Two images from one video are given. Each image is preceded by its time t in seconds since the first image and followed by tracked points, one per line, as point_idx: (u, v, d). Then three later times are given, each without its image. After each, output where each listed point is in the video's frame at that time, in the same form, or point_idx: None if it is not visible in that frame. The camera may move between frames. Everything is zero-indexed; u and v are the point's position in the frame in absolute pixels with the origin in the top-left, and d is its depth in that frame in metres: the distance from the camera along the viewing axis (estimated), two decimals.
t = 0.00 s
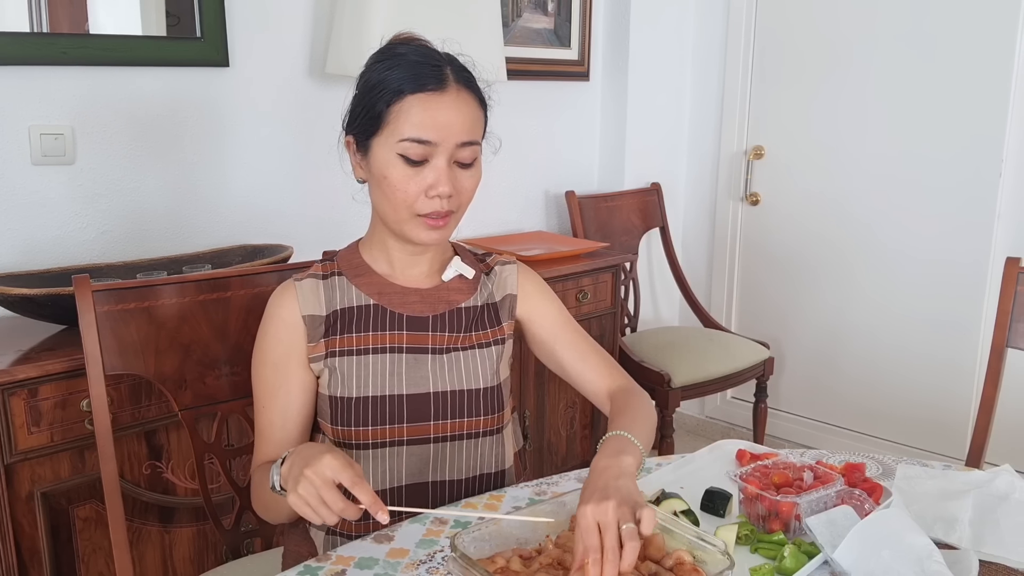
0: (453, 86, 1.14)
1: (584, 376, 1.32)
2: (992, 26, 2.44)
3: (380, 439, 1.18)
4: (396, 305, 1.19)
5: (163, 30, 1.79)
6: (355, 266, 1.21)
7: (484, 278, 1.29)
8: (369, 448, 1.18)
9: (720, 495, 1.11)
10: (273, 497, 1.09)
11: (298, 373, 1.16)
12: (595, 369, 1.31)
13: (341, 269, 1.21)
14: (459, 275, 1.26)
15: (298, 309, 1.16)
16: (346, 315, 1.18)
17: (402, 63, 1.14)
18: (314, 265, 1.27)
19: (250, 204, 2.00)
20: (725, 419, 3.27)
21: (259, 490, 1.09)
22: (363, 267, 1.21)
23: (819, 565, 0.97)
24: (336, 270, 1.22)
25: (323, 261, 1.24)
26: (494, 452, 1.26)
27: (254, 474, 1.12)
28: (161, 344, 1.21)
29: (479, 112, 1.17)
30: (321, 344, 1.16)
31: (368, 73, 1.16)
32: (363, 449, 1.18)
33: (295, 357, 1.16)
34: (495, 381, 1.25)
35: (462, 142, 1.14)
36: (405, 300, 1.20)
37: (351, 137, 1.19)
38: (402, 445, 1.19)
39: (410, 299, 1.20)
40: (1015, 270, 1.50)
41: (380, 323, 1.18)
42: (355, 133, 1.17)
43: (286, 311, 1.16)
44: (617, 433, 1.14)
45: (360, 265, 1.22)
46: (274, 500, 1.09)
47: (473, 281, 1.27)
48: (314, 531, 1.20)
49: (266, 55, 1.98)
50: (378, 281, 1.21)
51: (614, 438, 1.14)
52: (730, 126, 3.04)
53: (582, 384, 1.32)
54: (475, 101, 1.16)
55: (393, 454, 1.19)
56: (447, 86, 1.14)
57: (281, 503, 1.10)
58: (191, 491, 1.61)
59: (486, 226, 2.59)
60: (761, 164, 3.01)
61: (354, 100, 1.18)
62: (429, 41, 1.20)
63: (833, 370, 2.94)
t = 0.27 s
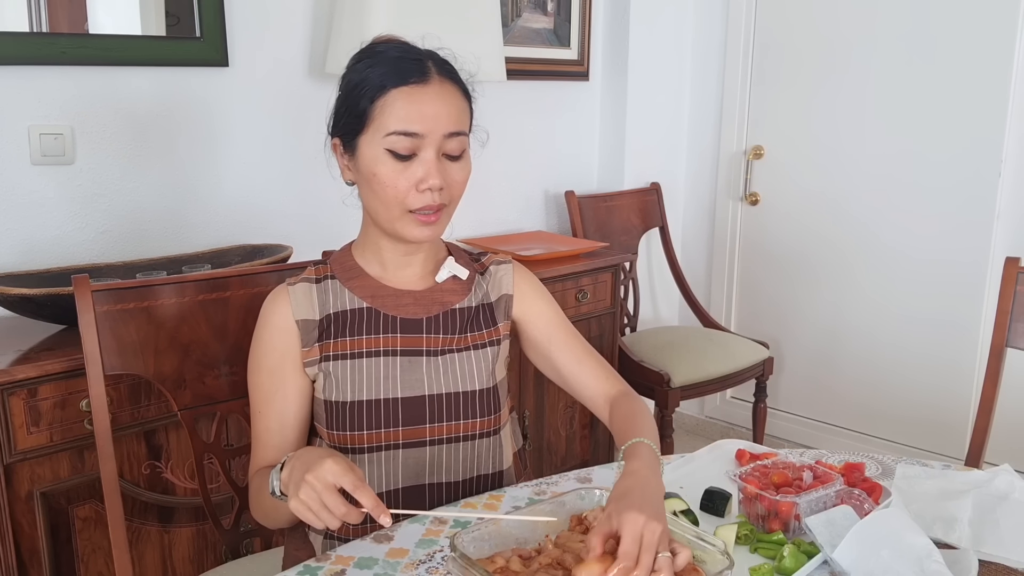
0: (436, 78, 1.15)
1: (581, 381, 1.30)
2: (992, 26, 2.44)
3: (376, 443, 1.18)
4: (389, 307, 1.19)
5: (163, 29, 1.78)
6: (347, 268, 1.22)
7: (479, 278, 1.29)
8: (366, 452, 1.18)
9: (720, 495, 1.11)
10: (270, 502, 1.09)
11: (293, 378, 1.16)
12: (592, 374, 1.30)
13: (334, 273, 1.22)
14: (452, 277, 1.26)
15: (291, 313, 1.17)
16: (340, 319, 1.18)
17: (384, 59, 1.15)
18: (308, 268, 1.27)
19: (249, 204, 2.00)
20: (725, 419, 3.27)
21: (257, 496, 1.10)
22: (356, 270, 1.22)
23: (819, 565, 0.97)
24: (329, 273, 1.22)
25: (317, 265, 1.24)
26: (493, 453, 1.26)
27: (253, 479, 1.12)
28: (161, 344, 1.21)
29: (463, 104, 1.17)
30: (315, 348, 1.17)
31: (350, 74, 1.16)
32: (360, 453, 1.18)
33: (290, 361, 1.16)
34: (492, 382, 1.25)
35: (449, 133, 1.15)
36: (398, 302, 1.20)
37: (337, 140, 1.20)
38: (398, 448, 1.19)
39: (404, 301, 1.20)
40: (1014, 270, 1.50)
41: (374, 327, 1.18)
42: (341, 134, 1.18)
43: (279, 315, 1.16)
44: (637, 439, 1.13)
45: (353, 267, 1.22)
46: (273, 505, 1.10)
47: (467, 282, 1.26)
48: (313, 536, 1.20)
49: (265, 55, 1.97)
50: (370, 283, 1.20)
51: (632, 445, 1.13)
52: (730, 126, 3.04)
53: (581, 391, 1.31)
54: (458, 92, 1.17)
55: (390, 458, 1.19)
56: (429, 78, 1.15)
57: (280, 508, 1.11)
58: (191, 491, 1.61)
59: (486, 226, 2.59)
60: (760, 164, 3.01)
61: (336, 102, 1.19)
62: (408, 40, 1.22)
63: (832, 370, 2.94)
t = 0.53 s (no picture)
0: (418, 75, 1.15)
1: (573, 383, 1.31)
2: (991, 26, 2.44)
3: (373, 447, 1.18)
4: (384, 310, 1.19)
5: (162, 29, 1.78)
6: (339, 271, 1.21)
7: (472, 278, 1.29)
8: (364, 456, 1.18)
9: (719, 495, 1.11)
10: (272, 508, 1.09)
11: (288, 384, 1.16)
12: (585, 376, 1.31)
13: (326, 277, 1.21)
14: (445, 277, 1.26)
15: (283, 318, 1.16)
16: (333, 324, 1.18)
17: (364, 59, 1.15)
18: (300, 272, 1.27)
19: (249, 204, 2.00)
20: (724, 419, 3.27)
21: (259, 503, 1.10)
22: (349, 273, 1.21)
23: (818, 565, 0.97)
24: (320, 277, 1.21)
25: (308, 269, 1.23)
26: (490, 453, 1.26)
27: (252, 485, 1.12)
28: (160, 344, 1.21)
29: (447, 101, 1.17)
30: (309, 353, 1.16)
31: (330, 76, 1.16)
32: (358, 458, 1.18)
33: (284, 367, 1.15)
34: (488, 382, 1.25)
35: (435, 131, 1.14)
36: (393, 305, 1.20)
37: (322, 144, 1.20)
38: (395, 452, 1.19)
39: (398, 304, 1.20)
40: (1013, 270, 1.50)
41: (368, 331, 1.18)
42: (326, 138, 1.18)
43: (271, 321, 1.15)
44: (643, 432, 1.18)
45: (345, 270, 1.21)
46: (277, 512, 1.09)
47: (459, 282, 1.26)
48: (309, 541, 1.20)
49: (264, 55, 1.97)
50: (363, 287, 1.20)
51: (637, 437, 1.17)
52: (729, 126, 3.04)
53: (573, 392, 1.32)
54: (441, 88, 1.17)
55: (388, 461, 1.19)
56: (411, 76, 1.14)
57: (283, 516, 1.11)
58: (190, 491, 1.61)
59: (485, 226, 2.59)
60: (760, 164, 3.01)
61: (319, 106, 1.19)
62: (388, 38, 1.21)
63: (832, 370, 2.94)
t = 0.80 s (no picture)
0: (404, 76, 1.15)
1: (566, 383, 1.32)
2: (991, 26, 2.44)
3: (371, 448, 1.18)
4: (379, 312, 1.19)
5: (162, 29, 1.78)
6: (333, 274, 1.21)
7: (466, 277, 1.29)
8: (362, 458, 1.18)
9: (718, 495, 1.11)
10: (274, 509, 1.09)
11: (286, 389, 1.16)
12: (578, 376, 1.32)
13: (320, 280, 1.21)
14: (440, 277, 1.25)
15: (278, 322, 1.15)
16: (328, 327, 1.18)
17: (349, 62, 1.14)
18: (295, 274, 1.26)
19: (248, 203, 2.00)
20: (724, 418, 3.27)
21: (262, 507, 1.10)
22: (343, 276, 1.21)
23: (818, 565, 0.98)
24: (315, 280, 1.21)
25: (301, 272, 1.23)
26: (487, 452, 1.26)
27: (254, 489, 1.12)
28: (160, 344, 1.21)
29: (434, 100, 1.17)
30: (305, 356, 1.16)
31: (316, 80, 1.16)
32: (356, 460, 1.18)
33: (282, 370, 1.15)
34: (484, 382, 1.25)
35: (423, 132, 1.14)
36: (388, 307, 1.20)
37: (311, 148, 1.19)
38: (393, 452, 1.19)
39: (393, 306, 1.20)
40: (1011, 270, 1.50)
41: (363, 333, 1.18)
42: (314, 142, 1.17)
43: (267, 325, 1.15)
44: (631, 430, 1.19)
45: (339, 273, 1.21)
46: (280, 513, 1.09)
47: (454, 281, 1.26)
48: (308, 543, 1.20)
49: (263, 55, 1.97)
50: (359, 289, 1.20)
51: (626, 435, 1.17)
52: (729, 126, 3.04)
53: (566, 391, 1.33)
54: (428, 88, 1.17)
55: (386, 462, 1.19)
56: (398, 77, 1.14)
57: (285, 517, 1.11)
58: (190, 491, 1.61)
59: (484, 226, 2.59)
60: (760, 163, 3.01)
61: (307, 111, 1.19)
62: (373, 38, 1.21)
63: (831, 369, 2.94)
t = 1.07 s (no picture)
0: (403, 75, 1.15)
1: (563, 384, 1.32)
2: (991, 26, 2.44)
3: (371, 449, 1.18)
4: (378, 312, 1.19)
5: (161, 29, 1.78)
6: (332, 275, 1.21)
7: (466, 277, 1.29)
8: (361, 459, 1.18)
9: (718, 495, 1.11)
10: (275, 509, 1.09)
11: (285, 389, 1.16)
12: (574, 377, 1.32)
13: (319, 280, 1.20)
14: (439, 277, 1.25)
15: (278, 322, 1.15)
16: (328, 327, 1.18)
17: (346, 62, 1.14)
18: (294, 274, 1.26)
19: (248, 203, 2.00)
20: (724, 418, 3.27)
21: (263, 507, 1.10)
22: (342, 276, 1.21)
23: (818, 564, 0.98)
24: (314, 280, 1.20)
25: (301, 272, 1.23)
26: (487, 452, 1.26)
27: (254, 489, 1.12)
28: (160, 344, 1.21)
29: (433, 99, 1.17)
30: (305, 356, 1.16)
31: (314, 79, 1.16)
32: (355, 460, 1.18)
33: (281, 370, 1.15)
34: (483, 382, 1.25)
35: (422, 131, 1.14)
36: (387, 307, 1.20)
37: (309, 147, 1.19)
38: (393, 453, 1.19)
39: (392, 306, 1.20)
40: (1011, 269, 1.50)
41: (363, 333, 1.18)
42: (313, 141, 1.17)
43: (266, 325, 1.15)
44: (620, 429, 1.20)
45: (338, 273, 1.21)
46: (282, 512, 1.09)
47: (453, 282, 1.26)
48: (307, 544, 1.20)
49: (263, 55, 1.97)
50: (358, 290, 1.20)
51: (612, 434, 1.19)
52: (728, 126, 3.04)
53: (562, 392, 1.33)
54: (426, 87, 1.16)
55: (385, 462, 1.19)
56: (396, 76, 1.14)
57: (287, 517, 1.11)
58: (189, 491, 1.61)
59: (484, 226, 2.59)
60: (759, 163, 3.01)
61: (305, 110, 1.19)
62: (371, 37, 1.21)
63: (830, 369, 2.95)
